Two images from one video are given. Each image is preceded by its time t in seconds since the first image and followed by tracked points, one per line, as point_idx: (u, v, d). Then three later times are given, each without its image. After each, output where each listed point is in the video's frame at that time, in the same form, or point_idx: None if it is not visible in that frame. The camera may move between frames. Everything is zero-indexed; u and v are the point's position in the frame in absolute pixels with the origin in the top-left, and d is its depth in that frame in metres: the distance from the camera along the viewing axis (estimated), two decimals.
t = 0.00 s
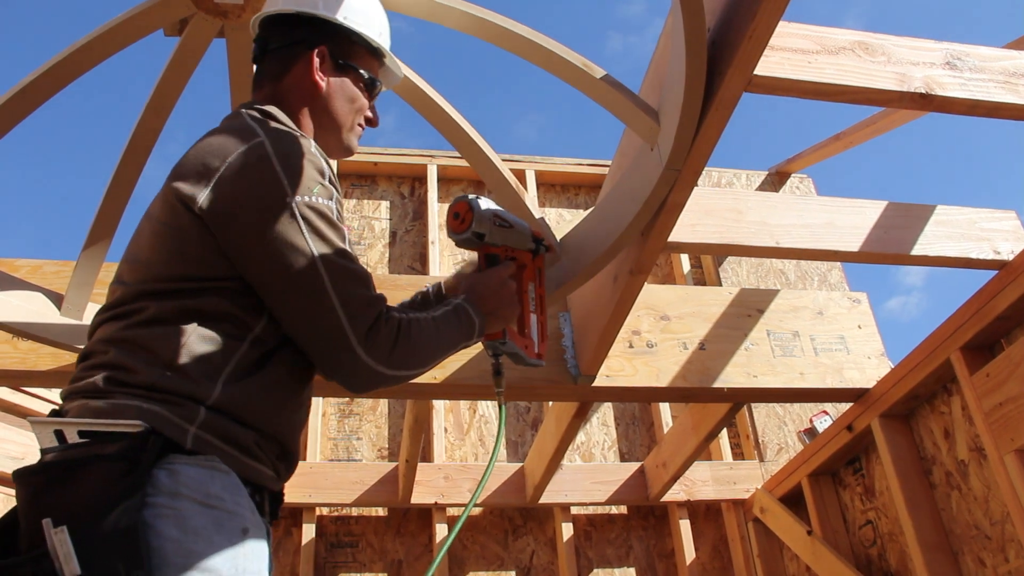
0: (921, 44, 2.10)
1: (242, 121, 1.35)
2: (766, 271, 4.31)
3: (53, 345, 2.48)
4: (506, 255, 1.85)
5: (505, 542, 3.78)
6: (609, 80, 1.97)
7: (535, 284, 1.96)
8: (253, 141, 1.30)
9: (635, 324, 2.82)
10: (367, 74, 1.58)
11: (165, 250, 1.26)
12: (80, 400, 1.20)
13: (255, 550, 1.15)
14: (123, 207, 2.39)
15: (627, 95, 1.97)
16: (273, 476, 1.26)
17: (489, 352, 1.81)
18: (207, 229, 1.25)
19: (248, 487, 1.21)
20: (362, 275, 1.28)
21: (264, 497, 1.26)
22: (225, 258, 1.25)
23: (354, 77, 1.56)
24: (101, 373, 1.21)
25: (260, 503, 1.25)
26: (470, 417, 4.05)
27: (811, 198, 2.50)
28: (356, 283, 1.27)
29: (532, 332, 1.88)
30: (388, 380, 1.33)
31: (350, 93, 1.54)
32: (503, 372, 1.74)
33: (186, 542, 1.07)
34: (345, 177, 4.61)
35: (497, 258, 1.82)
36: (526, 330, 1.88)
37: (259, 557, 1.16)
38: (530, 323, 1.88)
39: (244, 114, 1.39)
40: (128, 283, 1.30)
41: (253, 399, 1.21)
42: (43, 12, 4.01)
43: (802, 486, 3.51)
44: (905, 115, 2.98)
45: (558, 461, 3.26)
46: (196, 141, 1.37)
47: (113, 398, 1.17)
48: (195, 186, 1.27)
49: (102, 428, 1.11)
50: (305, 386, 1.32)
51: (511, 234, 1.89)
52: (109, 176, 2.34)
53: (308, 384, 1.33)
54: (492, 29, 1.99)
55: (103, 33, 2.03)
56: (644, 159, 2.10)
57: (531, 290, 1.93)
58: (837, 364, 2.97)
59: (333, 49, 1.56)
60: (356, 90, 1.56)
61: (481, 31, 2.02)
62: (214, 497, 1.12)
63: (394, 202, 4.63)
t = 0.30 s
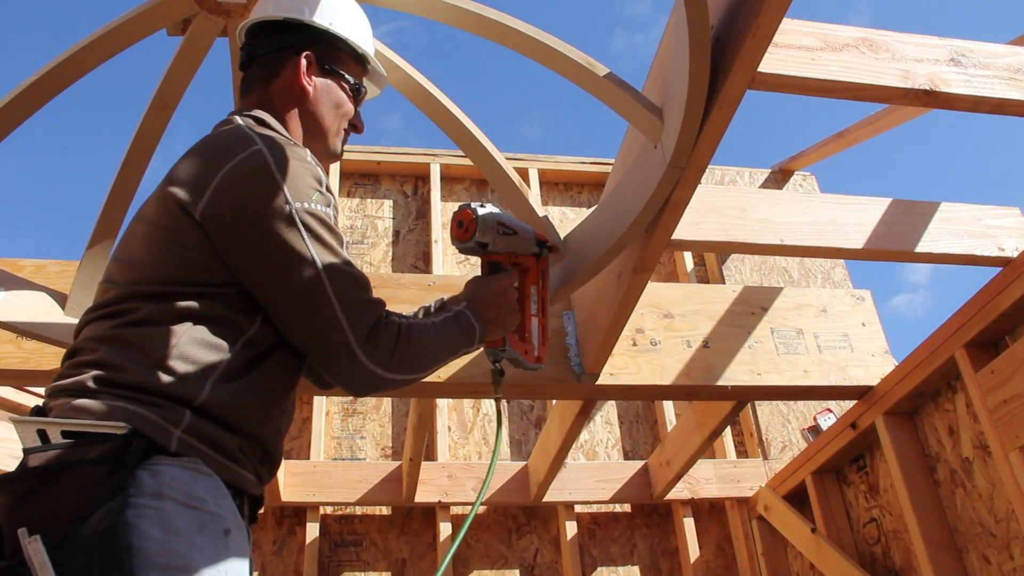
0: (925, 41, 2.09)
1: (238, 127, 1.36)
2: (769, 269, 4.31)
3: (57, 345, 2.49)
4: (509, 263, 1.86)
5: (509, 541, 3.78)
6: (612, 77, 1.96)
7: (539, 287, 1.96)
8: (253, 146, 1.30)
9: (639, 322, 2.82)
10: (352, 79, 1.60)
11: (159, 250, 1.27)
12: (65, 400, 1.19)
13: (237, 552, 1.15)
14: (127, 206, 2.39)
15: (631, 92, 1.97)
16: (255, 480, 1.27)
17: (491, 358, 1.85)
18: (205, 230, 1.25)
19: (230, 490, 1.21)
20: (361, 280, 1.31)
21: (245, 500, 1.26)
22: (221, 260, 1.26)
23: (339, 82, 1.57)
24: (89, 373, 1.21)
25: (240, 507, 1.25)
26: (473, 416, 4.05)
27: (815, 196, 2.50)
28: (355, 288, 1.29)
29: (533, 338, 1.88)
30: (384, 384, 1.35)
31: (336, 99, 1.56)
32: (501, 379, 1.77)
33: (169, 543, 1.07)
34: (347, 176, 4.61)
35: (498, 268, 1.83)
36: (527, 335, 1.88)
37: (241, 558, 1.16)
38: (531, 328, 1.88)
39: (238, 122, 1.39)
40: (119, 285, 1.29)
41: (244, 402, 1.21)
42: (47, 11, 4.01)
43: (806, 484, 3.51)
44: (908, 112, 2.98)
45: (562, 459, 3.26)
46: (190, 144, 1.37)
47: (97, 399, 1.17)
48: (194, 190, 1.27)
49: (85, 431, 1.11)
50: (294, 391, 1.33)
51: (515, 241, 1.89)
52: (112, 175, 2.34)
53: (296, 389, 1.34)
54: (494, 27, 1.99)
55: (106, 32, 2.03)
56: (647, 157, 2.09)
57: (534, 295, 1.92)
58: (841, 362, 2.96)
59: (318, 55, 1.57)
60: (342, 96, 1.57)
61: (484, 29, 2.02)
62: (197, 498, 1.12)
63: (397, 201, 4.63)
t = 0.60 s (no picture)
0: (927, 36, 2.09)
1: (241, 130, 1.35)
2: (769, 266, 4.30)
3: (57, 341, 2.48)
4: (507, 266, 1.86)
5: (509, 538, 3.78)
6: (613, 73, 1.96)
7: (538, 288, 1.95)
8: (255, 149, 1.30)
9: (640, 319, 2.82)
10: (347, 81, 1.59)
11: (159, 250, 1.26)
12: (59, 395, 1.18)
13: (231, 550, 1.16)
14: (127, 203, 2.39)
15: (632, 88, 1.97)
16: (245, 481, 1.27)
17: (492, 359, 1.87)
18: (206, 231, 1.25)
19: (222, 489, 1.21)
20: (362, 284, 1.31)
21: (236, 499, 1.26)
22: (222, 260, 1.25)
23: (334, 84, 1.57)
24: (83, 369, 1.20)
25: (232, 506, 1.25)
26: (473, 413, 4.05)
27: (816, 192, 2.49)
28: (356, 293, 1.29)
29: (535, 339, 1.88)
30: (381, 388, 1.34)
31: (332, 101, 1.55)
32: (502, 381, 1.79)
33: (166, 539, 1.07)
34: (347, 172, 4.60)
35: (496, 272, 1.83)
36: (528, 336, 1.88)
37: (235, 555, 1.16)
38: (533, 329, 1.88)
39: (239, 125, 1.39)
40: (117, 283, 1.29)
41: (240, 402, 1.21)
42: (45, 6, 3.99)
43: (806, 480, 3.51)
44: (908, 109, 2.97)
45: (562, 456, 3.25)
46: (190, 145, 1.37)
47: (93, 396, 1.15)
48: (196, 192, 1.27)
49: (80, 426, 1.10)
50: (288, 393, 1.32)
51: (513, 243, 1.88)
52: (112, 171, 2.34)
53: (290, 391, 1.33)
54: (494, 23, 1.99)
55: (104, 28, 2.02)
56: (648, 152, 2.09)
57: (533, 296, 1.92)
58: (842, 359, 2.96)
59: (312, 56, 1.57)
60: (338, 98, 1.56)
61: (484, 25, 2.01)
62: (193, 497, 1.12)
63: (396, 198, 4.63)
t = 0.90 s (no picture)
0: (934, 32, 2.08)
1: (249, 126, 1.36)
2: (775, 263, 4.30)
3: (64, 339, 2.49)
4: (511, 265, 1.87)
5: (515, 535, 3.78)
6: (620, 70, 1.96)
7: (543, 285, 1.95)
8: (263, 145, 1.30)
9: (646, 316, 2.82)
10: (355, 79, 1.59)
11: (167, 246, 1.26)
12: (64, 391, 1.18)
13: (235, 545, 1.17)
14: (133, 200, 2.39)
15: (639, 84, 1.97)
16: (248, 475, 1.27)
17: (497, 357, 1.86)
18: (214, 228, 1.26)
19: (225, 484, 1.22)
20: (370, 281, 1.31)
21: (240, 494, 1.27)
22: (230, 257, 1.26)
23: (343, 83, 1.57)
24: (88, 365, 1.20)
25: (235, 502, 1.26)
26: (479, 410, 4.05)
27: (823, 188, 2.49)
28: (362, 290, 1.29)
29: (539, 337, 1.89)
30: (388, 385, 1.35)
31: (339, 101, 1.55)
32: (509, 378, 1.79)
33: (170, 535, 1.08)
34: (352, 170, 4.61)
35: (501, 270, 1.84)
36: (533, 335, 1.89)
37: (240, 549, 1.18)
38: (538, 328, 1.90)
39: (247, 121, 1.39)
40: (124, 279, 1.29)
41: (246, 398, 1.22)
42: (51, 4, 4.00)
43: (812, 478, 3.51)
44: (915, 105, 2.96)
45: (568, 453, 3.26)
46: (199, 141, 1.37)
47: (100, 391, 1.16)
48: (205, 188, 1.27)
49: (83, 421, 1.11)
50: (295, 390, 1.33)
51: (517, 241, 1.88)
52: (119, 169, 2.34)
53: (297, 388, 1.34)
54: (501, 20, 1.99)
55: (111, 26, 2.03)
56: (655, 150, 2.09)
57: (538, 294, 1.93)
58: (848, 356, 2.95)
59: (320, 55, 1.56)
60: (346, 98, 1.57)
61: (490, 22, 2.01)
62: (197, 492, 1.13)
63: (402, 195, 4.63)
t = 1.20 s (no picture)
0: (942, 30, 2.08)
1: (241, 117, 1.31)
2: (782, 261, 4.29)
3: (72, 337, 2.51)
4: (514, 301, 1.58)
5: (521, 534, 3.79)
6: (626, 68, 1.97)
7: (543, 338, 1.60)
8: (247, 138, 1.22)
9: (652, 314, 2.82)
10: (365, 82, 1.41)
11: (146, 238, 1.21)
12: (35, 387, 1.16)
13: (204, 542, 1.10)
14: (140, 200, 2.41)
15: (645, 83, 1.97)
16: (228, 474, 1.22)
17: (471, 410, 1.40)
18: (187, 224, 1.18)
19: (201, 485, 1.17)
20: (338, 290, 1.17)
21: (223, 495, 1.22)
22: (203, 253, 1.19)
23: (349, 84, 1.40)
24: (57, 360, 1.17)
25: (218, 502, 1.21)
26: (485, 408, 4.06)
27: (829, 187, 2.49)
28: (328, 300, 1.15)
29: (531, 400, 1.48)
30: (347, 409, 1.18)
31: (337, 105, 1.39)
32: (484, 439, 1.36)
33: (130, 535, 1.03)
34: (358, 169, 4.63)
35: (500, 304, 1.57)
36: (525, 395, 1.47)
37: (213, 548, 1.12)
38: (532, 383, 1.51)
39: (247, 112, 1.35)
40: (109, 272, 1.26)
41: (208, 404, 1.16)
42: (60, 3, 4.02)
43: (818, 476, 3.50)
44: (921, 103, 2.96)
45: (574, 451, 3.26)
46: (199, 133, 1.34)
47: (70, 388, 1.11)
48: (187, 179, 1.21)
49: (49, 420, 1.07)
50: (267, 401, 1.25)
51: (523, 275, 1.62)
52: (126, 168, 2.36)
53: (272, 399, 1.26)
54: (506, 18, 1.99)
55: (119, 25, 2.04)
56: (661, 148, 2.09)
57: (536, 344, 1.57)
58: (854, 354, 2.95)
59: (335, 52, 1.43)
60: (347, 103, 1.40)
61: (496, 20, 2.02)
62: (163, 489, 1.08)
63: (407, 194, 4.64)
